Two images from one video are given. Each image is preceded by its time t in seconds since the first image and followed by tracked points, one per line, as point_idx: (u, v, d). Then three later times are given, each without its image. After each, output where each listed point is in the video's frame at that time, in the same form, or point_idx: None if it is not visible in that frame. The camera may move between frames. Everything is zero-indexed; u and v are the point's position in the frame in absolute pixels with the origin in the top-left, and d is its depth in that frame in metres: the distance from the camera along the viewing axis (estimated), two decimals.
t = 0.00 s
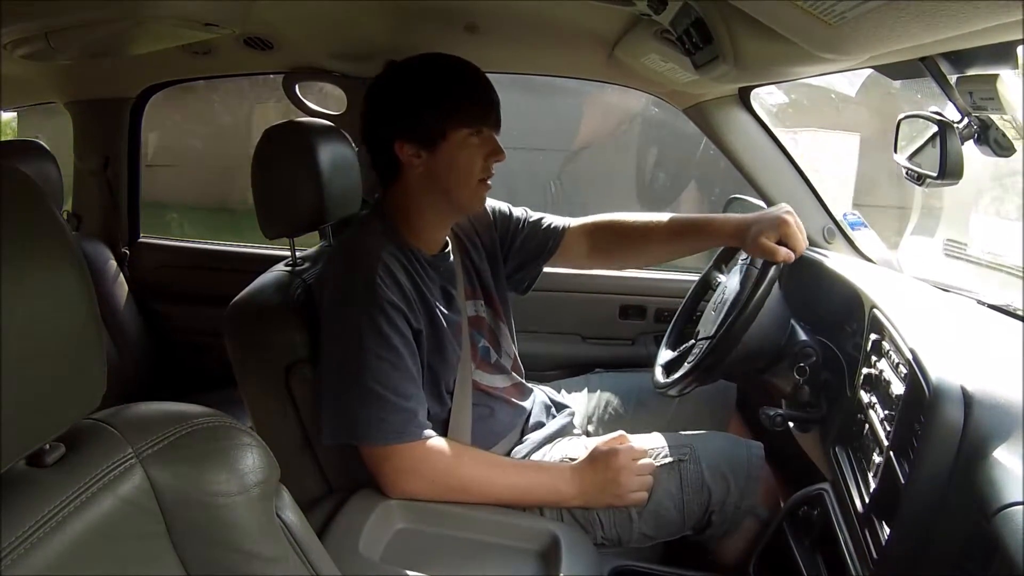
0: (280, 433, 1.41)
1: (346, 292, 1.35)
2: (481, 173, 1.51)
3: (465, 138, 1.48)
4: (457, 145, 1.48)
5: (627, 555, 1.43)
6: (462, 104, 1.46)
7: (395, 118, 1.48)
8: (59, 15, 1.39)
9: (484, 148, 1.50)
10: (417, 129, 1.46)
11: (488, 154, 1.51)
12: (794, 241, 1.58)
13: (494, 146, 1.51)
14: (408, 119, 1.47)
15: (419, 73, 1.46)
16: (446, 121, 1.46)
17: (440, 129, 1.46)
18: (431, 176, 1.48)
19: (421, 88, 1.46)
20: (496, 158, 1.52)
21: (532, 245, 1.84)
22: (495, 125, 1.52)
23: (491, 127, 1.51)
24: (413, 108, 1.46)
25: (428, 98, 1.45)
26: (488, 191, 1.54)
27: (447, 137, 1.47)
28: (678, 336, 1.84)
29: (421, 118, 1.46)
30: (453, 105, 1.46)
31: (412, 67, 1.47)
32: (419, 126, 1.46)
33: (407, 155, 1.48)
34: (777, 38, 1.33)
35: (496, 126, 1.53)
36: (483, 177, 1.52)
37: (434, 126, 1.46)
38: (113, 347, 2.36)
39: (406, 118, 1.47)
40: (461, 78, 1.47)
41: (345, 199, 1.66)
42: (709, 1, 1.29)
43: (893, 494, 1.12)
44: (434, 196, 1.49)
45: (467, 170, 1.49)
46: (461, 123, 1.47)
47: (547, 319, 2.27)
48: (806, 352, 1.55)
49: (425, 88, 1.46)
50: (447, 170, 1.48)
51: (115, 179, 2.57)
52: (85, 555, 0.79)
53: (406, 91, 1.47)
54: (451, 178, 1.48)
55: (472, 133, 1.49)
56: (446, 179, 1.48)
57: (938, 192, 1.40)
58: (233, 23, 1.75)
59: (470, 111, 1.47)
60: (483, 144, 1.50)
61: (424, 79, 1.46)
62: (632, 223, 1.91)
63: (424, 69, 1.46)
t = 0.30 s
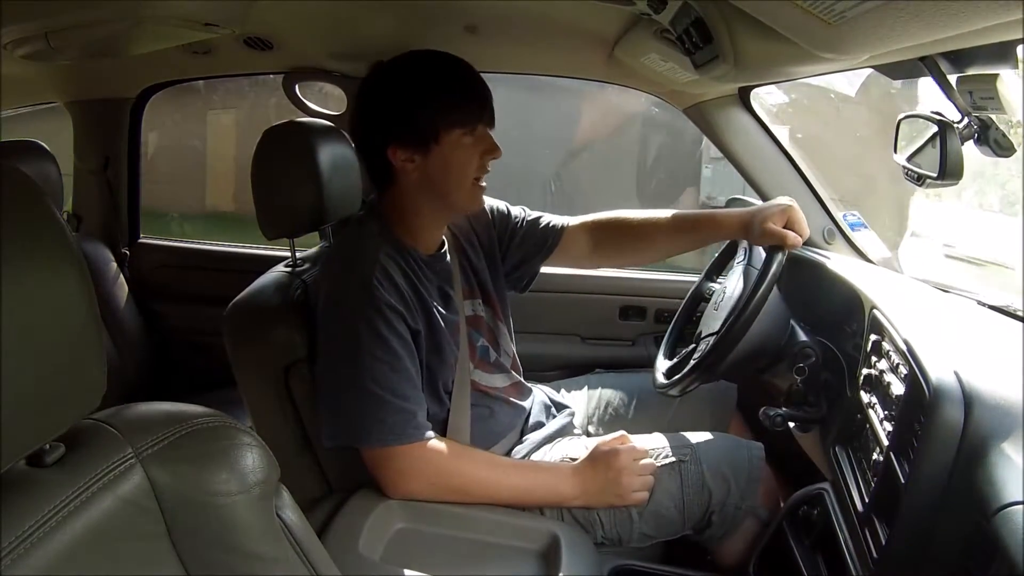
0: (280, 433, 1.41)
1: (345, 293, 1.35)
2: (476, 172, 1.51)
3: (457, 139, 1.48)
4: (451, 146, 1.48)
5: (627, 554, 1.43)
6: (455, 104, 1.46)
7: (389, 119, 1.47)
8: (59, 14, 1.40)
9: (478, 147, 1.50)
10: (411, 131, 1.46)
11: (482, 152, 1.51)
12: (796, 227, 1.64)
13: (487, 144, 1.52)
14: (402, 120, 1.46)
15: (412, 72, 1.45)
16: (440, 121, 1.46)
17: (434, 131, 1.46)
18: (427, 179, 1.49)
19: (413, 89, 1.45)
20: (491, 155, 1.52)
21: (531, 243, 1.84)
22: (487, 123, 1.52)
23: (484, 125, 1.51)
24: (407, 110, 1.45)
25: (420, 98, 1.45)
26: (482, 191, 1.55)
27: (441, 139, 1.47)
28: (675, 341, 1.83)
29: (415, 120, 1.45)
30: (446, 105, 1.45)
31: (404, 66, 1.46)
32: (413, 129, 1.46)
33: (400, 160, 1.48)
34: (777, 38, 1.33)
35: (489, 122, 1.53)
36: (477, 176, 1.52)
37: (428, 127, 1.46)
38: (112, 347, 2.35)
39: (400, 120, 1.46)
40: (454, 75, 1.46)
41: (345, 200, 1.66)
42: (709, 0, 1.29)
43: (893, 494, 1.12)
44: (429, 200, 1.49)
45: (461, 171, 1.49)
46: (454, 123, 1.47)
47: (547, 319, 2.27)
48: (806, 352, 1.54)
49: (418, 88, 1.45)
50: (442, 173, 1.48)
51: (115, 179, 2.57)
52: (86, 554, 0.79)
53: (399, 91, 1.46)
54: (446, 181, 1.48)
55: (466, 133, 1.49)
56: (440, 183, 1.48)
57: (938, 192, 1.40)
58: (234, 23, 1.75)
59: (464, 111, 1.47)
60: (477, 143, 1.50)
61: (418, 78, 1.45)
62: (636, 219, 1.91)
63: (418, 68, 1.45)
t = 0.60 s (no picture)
0: (280, 433, 1.41)
1: (346, 292, 1.35)
2: (482, 172, 1.52)
3: (466, 137, 1.48)
4: (458, 145, 1.48)
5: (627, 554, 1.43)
6: (463, 104, 1.46)
7: (397, 118, 1.47)
8: (59, 14, 1.40)
9: (484, 147, 1.51)
10: (419, 130, 1.46)
11: (488, 152, 1.51)
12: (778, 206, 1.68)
13: (493, 145, 1.52)
14: (410, 119, 1.46)
15: (421, 72, 1.46)
16: (448, 121, 1.46)
17: (442, 130, 1.46)
18: (434, 179, 1.49)
19: (421, 89, 1.45)
20: (497, 155, 1.52)
21: (529, 244, 1.84)
22: (493, 123, 1.53)
23: (490, 125, 1.52)
24: (416, 109, 1.46)
25: (428, 98, 1.45)
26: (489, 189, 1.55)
27: (448, 138, 1.47)
28: (678, 336, 1.80)
29: (423, 119, 1.46)
30: (455, 105, 1.46)
31: (414, 65, 1.46)
32: (420, 128, 1.46)
33: (410, 157, 1.48)
34: (776, 38, 1.33)
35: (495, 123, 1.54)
36: (483, 175, 1.52)
37: (436, 126, 1.46)
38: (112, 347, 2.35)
39: (407, 119, 1.46)
40: (461, 76, 1.47)
41: (345, 199, 1.66)
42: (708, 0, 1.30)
43: (893, 495, 1.13)
44: (437, 199, 1.49)
45: (469, 170, 1.50)
46: (462, 123, 1.47)
47: (547, 319, 2.27)
48: (807, 352, 1.52)
49: (426, 88, 1.45)
50: (449, 172, 1.48)
51: (115, 179, 2.57)
52: (85, 554, 0.79)
53: (408, 91, 1.46)
54: (454, 180, 1.49)
55: (473, 132, 1.49)
56: (450, 181, 1.49)
57: (939, 193, 1.37)
58: (233, 23, 1.75)
59: (471, 111, 1.48)
60: (484, 143, 1.51)
61: (426, 78, 1.45)
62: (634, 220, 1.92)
63: (427, 68, 1.46)
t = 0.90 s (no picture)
0: (280, 434, 1.41)
1: (347, 291, 1.35)
2: (487, 175, 1.52)
3: (472, 139, 1.48)
4: (463, 147, 1.48)
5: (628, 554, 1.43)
6: (471, 107, 1.46)
7: (403, 118, 1.47)
8: (58, 14, 1.40)
9: (490, 151, 1.51)
10: (424, 131, 1.46)
11: (494, 156, 1.51)
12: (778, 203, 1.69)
13: (501, 149, 1.52)
14: (417, 120, 1.46)
15: (432, 74, 1.45)
16: (454, 122, 1.46)
17: (448, 131, 1.46)
18: (437, 177, 1.49)
19: (428, 91, 1.45)
20: (502, 160, 1.52)
21: (529, 246, 1.84)
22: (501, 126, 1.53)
23: (498, 129, 1.51)
24: (424, 110, 1.45)
25: (434, 100, 1.45)
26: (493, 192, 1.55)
27: (455, 140, 1.47)
28: (679, 334, 1.79)
29: (431, 120, 1.45)
30: (461, 108, 1.45)
31: (424, 67, 1.45)
32: (427, 129, 1.46)
33: (416, 156, 1.48)
34: (776, 37, 1.33)
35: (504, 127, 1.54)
36: (488, 179, 1.52)
37: (442, 128, 1.46)
38: (112, 347, 2.35)
39: (415, 118, 1.46)
40: (471, 79, 1.46)
41: (345, 200, 1.66)
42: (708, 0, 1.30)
43: (893, 495, 1.13)
44: (439, 197, 1.50)
45: (474, 172, 1.50)
46: (469, 125, 1.47)
47: (547, 319, 2.27)
48: (806, 352, 1.52)
49: (435, 90, 1.45)
50: (453, 173, 1.48)
51: (115, 179, 2.58)
52: (86, 554, 0.79)
53: (418, 92, 1.45)
54: (457, 181, 1.49)
55: (479, 135, 1.49)
56: (454, 183, 1.49)
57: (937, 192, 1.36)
58: (234, 23, 1.75)
59: (479, 114, 1.47)
60: (490, 147, 1.50)
61: (435, 80, 1.44)
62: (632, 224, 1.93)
63: (438, 70, 1.45)
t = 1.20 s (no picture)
0: (280, 434, 1.41)
1: (345, 292, 1.35)
2: (477, 173, 1.51)
3: (458, 138, 1.49)
4: (450, 146, 1.48)
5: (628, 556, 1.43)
6: (456, 105, 1.46)
7: (390, 119, 1.48)
8: (59, 14, 1.40)
9: (478, 148, 1.51)
10: (411, 131, 1.47)
11: (484, 153, 1.51)
12: (778, 203, 1.68)
13: (490, 146, 1.52)
14: (402, 119, 1.47)
15: (413, 72, 1.46)
16: (440, 121, 1.46)
17: (435, 130, 1.47)
18: (425, 177, 1.49)
19: (413, 90, 1.46)
20: (492, 158, 1.52)
21: (526, 248, 1.84)
22: (491, 124, 1.53)
23: (486, 127, 1.52)
24: (409, 109, 1.46)
25: (421, 99, 1.45)
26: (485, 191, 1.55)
27: (441, 138, 1.47)
28: (677, 337, 1.79)
29: (416, 119, 1.46)
30: (445, 107, 1.46)
31: (407, 66, 1.46)
32: (413, 128, 1.46)
33: (401, 156, 1.49)
34: (776, 37, 1.33)
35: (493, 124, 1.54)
36: (477, 178, 1.52)
37: (429, 127, 1.46)
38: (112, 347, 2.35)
39: (401, 119, 1.47)
40: (457, 76, 1.47)
41: (345, 200, 1.66)
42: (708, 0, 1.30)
43: (893, 495, 1.13)
44: (430, 198, 1.49)
45: (460, 171, 1.49)
46: (453, 125, 1.47)
47: (547, 319, 2.27)
48: (806, 352, 1.52)
49: (420, 88, 1.45)
50: (441, 171, 1.48)
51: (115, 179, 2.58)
52: (87, 553, 0.79)
53: (402, 92, 1.46)
54: (448, 180, 1.48)
55: (466, 132, 1.49)
56: (440, 182, 1.48)
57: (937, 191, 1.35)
58: (234, 23, 1.75)
59: (466, 111, 1.48)
60: (478, 144, 1.51)
61: (420, 79, 1.45)
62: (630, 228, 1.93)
63: (420, 67, 1.45)
